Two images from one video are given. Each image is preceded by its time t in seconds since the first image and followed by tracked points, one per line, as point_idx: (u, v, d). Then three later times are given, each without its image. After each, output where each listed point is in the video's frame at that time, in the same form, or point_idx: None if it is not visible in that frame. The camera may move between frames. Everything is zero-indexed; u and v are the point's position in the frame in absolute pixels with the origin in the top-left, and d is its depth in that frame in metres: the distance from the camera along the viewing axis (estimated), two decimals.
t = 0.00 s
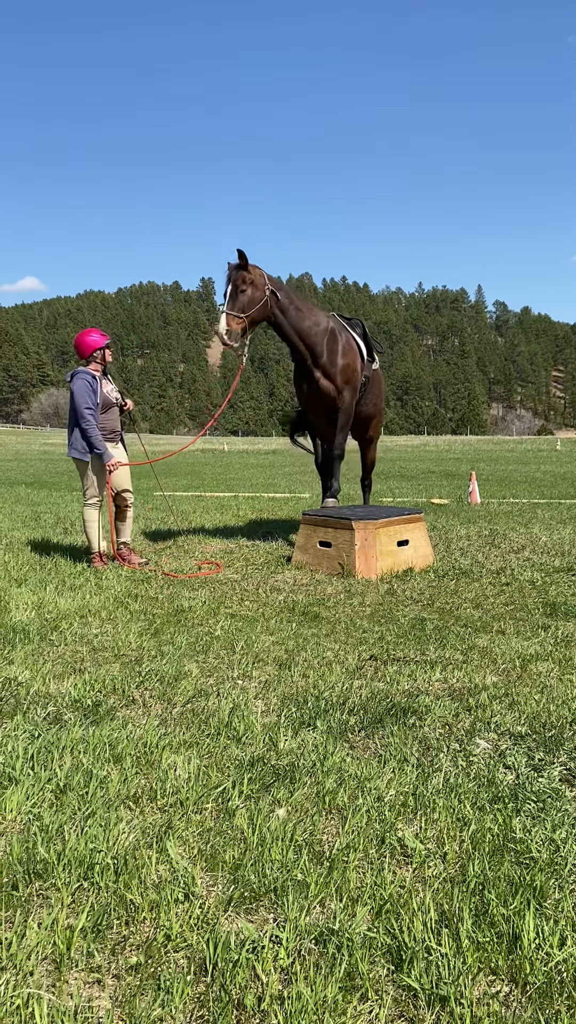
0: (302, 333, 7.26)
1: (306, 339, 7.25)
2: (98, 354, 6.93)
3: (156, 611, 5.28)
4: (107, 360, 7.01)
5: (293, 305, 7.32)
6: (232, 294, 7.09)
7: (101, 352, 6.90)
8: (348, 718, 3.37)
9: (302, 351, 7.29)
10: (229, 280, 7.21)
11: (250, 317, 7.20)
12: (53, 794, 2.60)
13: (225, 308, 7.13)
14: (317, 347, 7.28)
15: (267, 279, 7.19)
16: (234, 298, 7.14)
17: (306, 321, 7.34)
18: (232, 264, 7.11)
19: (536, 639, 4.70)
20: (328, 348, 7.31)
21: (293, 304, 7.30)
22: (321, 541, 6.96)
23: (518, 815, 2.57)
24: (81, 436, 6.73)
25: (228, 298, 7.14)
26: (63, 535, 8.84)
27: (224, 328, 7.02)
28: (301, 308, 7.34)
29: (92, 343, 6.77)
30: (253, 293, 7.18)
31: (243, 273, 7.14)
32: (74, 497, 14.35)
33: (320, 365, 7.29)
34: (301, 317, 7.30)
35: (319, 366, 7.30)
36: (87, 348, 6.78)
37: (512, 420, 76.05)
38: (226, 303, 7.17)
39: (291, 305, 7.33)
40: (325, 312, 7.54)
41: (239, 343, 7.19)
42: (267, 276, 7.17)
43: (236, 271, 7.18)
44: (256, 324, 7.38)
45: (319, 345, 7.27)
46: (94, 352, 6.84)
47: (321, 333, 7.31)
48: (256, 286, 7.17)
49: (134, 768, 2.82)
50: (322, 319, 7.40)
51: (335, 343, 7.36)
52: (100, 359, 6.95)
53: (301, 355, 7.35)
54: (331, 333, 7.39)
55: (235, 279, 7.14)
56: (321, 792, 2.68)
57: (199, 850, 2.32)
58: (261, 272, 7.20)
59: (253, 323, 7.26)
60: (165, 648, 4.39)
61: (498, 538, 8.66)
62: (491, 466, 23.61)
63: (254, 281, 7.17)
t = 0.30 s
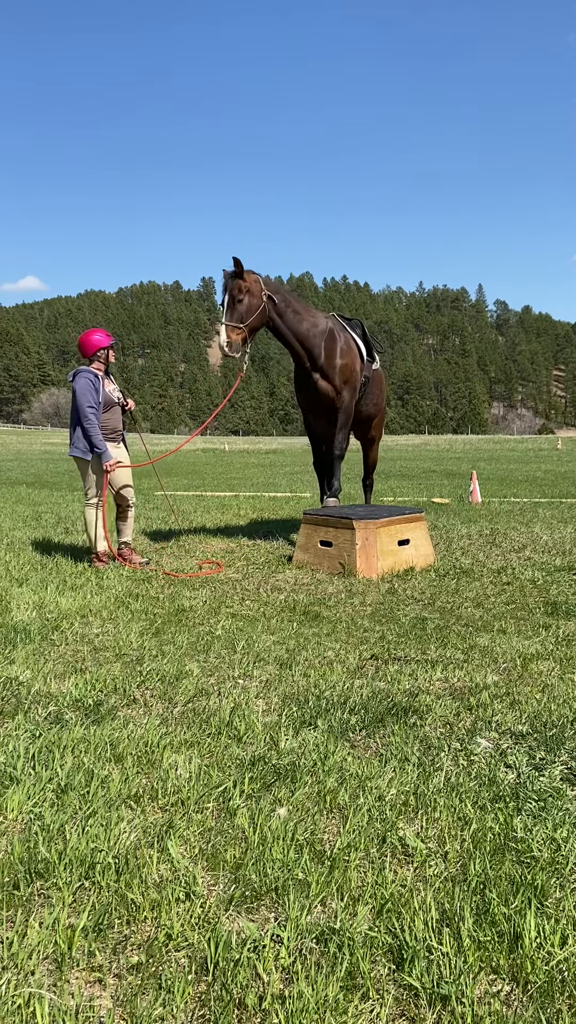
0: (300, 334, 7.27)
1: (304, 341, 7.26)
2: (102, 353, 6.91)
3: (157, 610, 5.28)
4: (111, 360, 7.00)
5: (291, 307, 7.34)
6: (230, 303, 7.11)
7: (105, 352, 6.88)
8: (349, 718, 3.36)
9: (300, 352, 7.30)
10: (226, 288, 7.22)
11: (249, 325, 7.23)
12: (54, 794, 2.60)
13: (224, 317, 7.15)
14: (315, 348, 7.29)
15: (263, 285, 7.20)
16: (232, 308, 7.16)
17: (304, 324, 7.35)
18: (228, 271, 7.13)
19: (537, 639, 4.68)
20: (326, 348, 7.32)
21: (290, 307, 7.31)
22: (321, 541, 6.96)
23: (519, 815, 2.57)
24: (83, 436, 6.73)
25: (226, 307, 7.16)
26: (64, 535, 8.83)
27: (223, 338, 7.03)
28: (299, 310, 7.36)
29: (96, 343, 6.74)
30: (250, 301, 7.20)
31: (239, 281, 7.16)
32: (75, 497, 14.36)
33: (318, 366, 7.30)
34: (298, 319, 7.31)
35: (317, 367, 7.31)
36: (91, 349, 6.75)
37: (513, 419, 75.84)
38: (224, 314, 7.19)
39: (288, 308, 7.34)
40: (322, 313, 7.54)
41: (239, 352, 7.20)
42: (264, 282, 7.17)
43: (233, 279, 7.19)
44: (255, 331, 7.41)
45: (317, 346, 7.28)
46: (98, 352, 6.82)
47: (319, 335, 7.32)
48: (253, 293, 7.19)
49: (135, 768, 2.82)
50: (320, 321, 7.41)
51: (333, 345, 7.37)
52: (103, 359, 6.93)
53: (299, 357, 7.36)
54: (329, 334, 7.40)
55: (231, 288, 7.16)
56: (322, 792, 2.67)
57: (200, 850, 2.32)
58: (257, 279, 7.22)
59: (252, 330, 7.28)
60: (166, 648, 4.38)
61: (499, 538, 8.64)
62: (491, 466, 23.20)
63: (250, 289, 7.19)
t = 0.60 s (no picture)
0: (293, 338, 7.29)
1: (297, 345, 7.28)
2: (104, 354, 6.92)
3: (158, 610, 5.28)
4: (113, 360, 7.00)
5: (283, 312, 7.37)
6: (224, 308, 7.22)
7: (107, 352, 6.89)
8: (349, 718, 3.35)
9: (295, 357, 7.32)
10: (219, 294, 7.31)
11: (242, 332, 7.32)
12: (54, 793, 2.60)
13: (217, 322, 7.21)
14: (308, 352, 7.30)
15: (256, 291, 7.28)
16: (227, 313, 7.29)
17: (298, 326, 7.40)
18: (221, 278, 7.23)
19: (538, 638, 4.66)
20: (320, 349, 7.33)
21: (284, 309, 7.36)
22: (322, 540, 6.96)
23: (520, 814, 2.57)
24: (84, 435, 6.72)
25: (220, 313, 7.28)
26: (64, 535, 8.83)
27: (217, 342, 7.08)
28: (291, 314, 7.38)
29: (98, 344, 6.75)
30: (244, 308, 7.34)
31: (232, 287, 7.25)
32: (76, 497, 14.35)
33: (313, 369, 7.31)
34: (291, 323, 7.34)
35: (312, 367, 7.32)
36: (93, 349, 6.77)
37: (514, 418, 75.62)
38: (218, 319, 7.31)
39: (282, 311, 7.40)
40: (318, 315, 7.57)
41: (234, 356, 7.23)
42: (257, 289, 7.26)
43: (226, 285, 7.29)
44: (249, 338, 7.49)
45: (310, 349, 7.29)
46: (100, 352, 6.83)
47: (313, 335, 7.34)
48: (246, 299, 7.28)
49: (136, 767, 2.82)
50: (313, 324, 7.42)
51: (327, 346, 7.36)
52: (106, 360, 6.94)
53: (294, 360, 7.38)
54: (324, 335, 7.41)
55: (226, 294, 7.30)
56: (323, 791, 2.67)
57: (201, 850, 2.32)
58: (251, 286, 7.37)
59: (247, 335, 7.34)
60: (166, 647, 4.37)
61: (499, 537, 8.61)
62: (492, 466, 22.86)
63: (245, 295, 7.34)
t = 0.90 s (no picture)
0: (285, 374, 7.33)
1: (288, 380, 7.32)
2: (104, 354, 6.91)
3: (158, 610, 5.28)
4: (113, 360, 6.99)
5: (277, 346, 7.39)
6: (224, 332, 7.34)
7: (108, 352, 6.88)
8: (350, 718, 3.35)
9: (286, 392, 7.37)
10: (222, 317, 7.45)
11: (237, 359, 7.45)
12: (55, 793, 2.60)
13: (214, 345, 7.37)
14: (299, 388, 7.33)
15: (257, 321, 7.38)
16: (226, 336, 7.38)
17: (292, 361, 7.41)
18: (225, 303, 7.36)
19: (538, 638, 4.65)
20: (311, 385, 7.34)
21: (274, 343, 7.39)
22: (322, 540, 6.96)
23: (521, 814, 2.56)
24: (84, 435, 6.72)
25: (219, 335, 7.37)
26: (65, 536, 8.83)
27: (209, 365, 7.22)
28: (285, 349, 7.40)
29: (98, 343, 6.75)
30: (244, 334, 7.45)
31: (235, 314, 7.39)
32: (77, 497, 14.37)
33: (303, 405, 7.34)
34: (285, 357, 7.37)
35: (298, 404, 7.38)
36: (93, 349, 6.76)
37: (514, 418, 75.47)
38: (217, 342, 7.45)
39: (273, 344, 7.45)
40: (310, 347, 7.53)
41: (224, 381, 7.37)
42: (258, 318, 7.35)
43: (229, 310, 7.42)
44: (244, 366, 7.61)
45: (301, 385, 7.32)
46: (101, 352, 6.82)
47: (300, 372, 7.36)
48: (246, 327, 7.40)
49: (137, 767, 2.82)
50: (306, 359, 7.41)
51: (318, 383, 7.36)
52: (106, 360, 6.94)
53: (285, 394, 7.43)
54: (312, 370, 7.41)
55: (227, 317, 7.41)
56: (323, 791, 2.67)
57: (201, 850, 2.32)
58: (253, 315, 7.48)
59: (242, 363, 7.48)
60: (167, 647, 4.38)
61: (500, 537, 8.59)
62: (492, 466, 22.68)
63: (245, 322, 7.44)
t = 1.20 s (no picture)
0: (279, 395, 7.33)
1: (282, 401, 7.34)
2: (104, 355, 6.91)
3: (159, 610, 5.28)
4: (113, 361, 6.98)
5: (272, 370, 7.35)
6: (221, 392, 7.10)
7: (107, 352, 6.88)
8: (351, 718, 3.35)
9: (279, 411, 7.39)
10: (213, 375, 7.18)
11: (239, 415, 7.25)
12: (56, 793, 2.60)
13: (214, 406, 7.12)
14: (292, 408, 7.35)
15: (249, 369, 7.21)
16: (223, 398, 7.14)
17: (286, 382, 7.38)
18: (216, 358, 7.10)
19: (539, 638, 4.64)
20: (305, 404, 7.37)
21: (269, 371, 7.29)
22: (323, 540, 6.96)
23: (522, 813, 2.56)
24: (85, 436, 6.72)
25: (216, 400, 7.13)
26: (66, 536, 8.83)
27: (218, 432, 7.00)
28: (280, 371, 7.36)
29: (99, 343, 6.75)
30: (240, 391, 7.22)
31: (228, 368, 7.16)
32: (77, 497, 14.38)
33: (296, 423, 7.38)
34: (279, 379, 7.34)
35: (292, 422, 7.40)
36: (93, 349, 6.76)
37: (514, 418, 75.39)
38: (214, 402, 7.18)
39: (268, 376, 7.33)
40: (304, 365, 7.54)
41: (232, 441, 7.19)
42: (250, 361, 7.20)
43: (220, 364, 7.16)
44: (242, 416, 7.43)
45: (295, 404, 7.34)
46: (101, 353, 6.82)
47: (294, 391, 7.36)
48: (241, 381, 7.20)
49: (138, 767, 2.82)
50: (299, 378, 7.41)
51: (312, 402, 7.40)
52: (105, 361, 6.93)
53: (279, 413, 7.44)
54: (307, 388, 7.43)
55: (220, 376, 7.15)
56: (324, 791, 2.67)
57: (203, 849, 2.32)
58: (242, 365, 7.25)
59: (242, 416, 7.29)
60: (168, 648, 4.38)
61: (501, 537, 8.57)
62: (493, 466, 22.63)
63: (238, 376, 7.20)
